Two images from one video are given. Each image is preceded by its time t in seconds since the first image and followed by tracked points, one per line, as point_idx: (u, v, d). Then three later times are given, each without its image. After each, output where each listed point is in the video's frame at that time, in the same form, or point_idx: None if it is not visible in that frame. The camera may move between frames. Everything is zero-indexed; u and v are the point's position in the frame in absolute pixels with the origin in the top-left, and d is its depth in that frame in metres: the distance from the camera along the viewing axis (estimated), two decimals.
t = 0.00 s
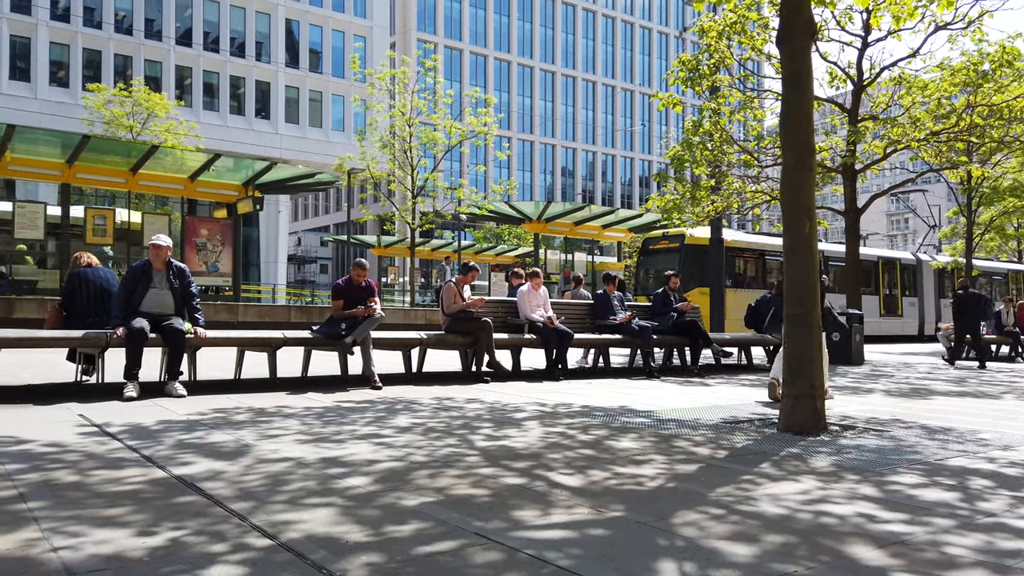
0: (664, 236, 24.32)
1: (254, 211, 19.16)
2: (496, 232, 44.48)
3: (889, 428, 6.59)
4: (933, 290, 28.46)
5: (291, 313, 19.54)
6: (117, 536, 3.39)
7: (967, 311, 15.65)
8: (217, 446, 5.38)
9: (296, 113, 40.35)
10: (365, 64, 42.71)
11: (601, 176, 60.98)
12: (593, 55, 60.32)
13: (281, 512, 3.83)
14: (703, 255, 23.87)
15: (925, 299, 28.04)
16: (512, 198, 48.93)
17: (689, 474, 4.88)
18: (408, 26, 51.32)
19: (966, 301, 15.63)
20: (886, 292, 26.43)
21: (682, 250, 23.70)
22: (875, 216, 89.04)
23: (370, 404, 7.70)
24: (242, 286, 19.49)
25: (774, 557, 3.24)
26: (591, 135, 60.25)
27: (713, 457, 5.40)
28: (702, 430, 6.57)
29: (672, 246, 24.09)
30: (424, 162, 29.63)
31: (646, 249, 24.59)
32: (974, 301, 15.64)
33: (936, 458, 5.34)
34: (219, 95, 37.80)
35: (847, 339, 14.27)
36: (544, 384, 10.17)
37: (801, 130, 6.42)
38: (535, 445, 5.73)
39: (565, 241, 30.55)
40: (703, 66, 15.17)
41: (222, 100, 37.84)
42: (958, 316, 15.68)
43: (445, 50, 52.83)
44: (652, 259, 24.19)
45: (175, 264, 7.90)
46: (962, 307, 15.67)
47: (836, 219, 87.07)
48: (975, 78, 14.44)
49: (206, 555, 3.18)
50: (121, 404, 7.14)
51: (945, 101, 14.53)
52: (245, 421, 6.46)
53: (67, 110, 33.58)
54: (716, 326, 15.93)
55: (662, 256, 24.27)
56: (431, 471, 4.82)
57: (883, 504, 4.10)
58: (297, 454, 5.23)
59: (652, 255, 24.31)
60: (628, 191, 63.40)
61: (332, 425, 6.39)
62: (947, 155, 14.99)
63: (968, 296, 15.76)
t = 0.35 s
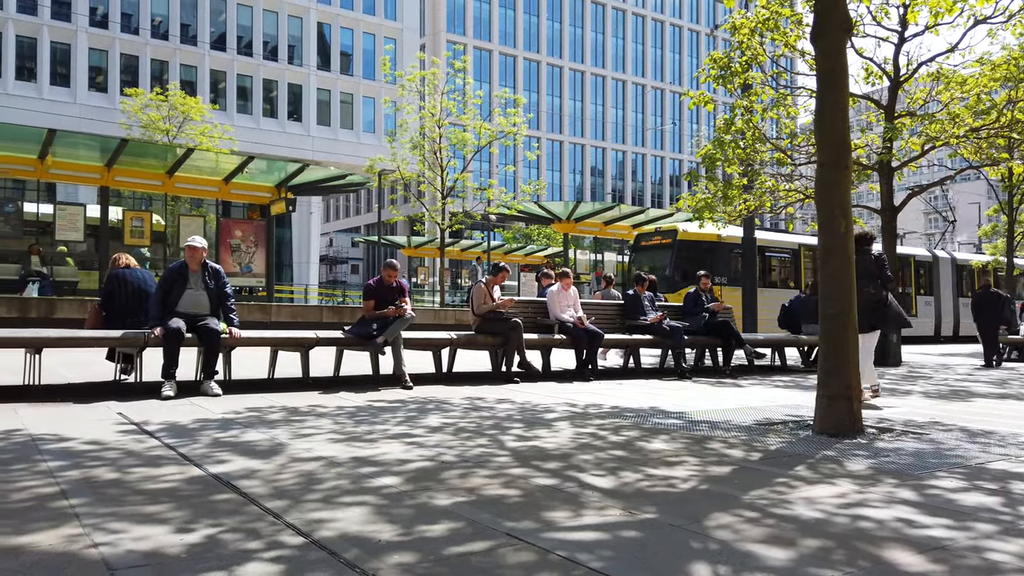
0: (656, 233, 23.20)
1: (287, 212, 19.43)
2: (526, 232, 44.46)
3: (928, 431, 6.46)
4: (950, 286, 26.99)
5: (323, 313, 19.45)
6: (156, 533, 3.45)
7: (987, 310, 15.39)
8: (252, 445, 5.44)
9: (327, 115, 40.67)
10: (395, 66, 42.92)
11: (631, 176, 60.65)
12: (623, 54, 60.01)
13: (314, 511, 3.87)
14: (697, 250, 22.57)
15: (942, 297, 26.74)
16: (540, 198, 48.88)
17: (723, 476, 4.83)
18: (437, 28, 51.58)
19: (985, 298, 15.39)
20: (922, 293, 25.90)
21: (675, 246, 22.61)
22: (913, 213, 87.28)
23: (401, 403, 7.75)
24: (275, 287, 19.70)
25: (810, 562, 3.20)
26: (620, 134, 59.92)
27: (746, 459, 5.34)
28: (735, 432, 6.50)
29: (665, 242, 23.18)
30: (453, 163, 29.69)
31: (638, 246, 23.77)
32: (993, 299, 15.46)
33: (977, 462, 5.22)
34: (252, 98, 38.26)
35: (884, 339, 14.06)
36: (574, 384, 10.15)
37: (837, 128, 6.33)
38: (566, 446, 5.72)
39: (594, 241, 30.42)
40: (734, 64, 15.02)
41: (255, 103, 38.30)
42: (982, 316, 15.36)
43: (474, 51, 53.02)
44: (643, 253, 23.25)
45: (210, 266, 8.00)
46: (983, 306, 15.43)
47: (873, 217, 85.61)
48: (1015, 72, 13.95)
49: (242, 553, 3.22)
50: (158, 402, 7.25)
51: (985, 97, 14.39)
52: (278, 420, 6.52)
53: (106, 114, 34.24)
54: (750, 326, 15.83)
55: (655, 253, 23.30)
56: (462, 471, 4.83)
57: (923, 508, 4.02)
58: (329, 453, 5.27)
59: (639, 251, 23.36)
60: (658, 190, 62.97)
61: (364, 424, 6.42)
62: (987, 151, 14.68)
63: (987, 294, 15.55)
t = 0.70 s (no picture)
0: (644, 229, 22.45)
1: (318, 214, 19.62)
2: (554, 232, 44.38)
3: (967, 434, 6.33)
4: (965, 284, 25.71)
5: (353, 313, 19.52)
6: (190, 530, 3.50)
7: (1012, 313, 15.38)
8: (284, 444, 5.50)
9: (357, 117, 40.93)
10: (424, 67, 43.08)
11: (661, 175, 60.25)
12: (652, 53, 59.67)
13: (345, 510, 3.89)
14: (685, 247, 21.71)
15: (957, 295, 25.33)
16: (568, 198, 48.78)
17: (755, 478, 4.78)
18: (466, 29, 51.72)
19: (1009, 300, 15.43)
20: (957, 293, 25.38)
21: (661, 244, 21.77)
22: (950, 211, 85.56)
23: (431, 403, 7.77)
24: (306, 288, 19.89)
25: (844, 566, 3.15)
26: (649, 133, 59.58)
27: (778, 462, 5.28)
28: (767, 434, 6.43)
29: (652, 239, 22.36)
30: (481, 164, 29.71)
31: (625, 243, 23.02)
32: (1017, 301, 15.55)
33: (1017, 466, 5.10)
34: (283, 101, 38.69)
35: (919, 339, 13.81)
36: (603, 385, 10.11)
37: (872, 125, 6.23)
38: (595, 447, 5.70)
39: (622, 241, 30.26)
40: (766, 61, 14.87)
41: (286, 106, 38.73)
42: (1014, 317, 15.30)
43: (502, 52, 53.10)
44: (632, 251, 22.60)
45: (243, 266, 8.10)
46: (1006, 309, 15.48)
47: (908, 216, 84.14)
48: None
49: (275, 551, 3.25)
50: (191, 401, 7.36)
51: None
52: (310, 419, 6.59)
53: (141, 118, 34.85)
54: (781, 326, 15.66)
55: (641, 250, 22.32)
56: (491, 471, 4.84)
57: (961, 513, 3.94)
58: (360, 452, 5.30)
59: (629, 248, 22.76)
60: (688, 190, 62.48)
61: (394, 424, 6.45)
62: None
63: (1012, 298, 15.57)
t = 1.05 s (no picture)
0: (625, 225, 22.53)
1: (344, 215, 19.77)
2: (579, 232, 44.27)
3: (1002, 437, 6.21)
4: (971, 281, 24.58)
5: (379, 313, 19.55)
6: (220, 528, 3.54)
7: None
8: (312, 443, 5.54)
9: (382, 118, 41.14)
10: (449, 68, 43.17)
11: (687, 174, 59.84)
12: (678, 51, 59.34)
13: (372, 509, 3.91)
14: (667, 242, 21.80)
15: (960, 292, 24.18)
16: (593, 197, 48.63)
17: (784, 480, 4.73)
18: (490, 30, 51.84)
19: None
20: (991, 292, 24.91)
21: (641, 239, 21.84)
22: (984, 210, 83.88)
23: (457, 403, 7.79)
24: (333, 289, 20.05)
25: (875, 570, 3.10)
26: (675, 132, 59.21)
27: (808, 464, 5.22)
28: (796, 436, 6.37)
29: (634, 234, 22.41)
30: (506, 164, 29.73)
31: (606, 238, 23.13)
32: None
33: None
34: (310, 103, 39.02)
35: (952, 340, 13.58)
36: (629, 386, 10.06)
37: (903, 121, 6.14)
38: (621, 448, 5.68)
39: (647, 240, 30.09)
40: (794, 58, 14.81)
41: (313, 108, 39.05)
42: None
43: (527, 53, 53.11)
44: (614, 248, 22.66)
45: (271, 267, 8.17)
46: None
47: (941, 215, 82.70)
48: None
49: (303, 549, 3.27)
50: (221, 400, 7.45)
51: None
52: (337, 419, 6.63)
53: (172, 122, 35.35)
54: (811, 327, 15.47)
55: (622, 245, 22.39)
56: (517, 472, 4.84)
57: (996, 517, 3.87)
58: (387, 452, 5.33)
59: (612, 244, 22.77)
60: (714, 189, 61.99)
61: (420, 424, 6.48)
62: None
63: None
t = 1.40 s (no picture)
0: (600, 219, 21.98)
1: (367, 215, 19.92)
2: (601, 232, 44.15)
3: None
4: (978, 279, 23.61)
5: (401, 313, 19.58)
6: (246, 526, 3.57)
7: None
8: (336, 442, 5.58)
9: (405, 119, 41.31)
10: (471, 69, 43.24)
11: (710, 173, 59.44)
12: (701, 50, 59.03)
13: (395, 509, 3.92)
14: (640, 238, 21.29)
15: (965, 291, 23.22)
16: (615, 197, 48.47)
17: (809, 483, 4.68)
18: (512, 30, 51.94)
19: None
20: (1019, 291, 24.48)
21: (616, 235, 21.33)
22: (1014, 208, 82.47)
23: (479, 404, 7.81)
24: (356, 289, 20.22)
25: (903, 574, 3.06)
26: (698, 131, 58.87)
27: (835, 466, 5.16)
28: (822, 438, 6.30)
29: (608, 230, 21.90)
30: (528, 164, 29.71)
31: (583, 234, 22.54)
32: None
33: None
34: (333, 106, 39.26)
35: (982, 340, 13.35)
36: (652, 387, 10.01)
37: (931, 119, 6.06)
38: (644, 449, 5.65)
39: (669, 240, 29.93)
40: (819, 57, 14.65)
41: (336, 110, 39.28)
42: None
43: (549, 53, 53.08)
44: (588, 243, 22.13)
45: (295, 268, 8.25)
46: None
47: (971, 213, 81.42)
48: None
49: (329, 548, 3.29)
50: (246, 400, 7.52)
51: None
52: (360, 419, 6.66)
53: (197, 125, 35.63)
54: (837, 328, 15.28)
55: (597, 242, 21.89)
56: (540, 472, 4.84)
57: None
58: (410, 452, 5.35)
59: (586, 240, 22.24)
60: (738, 188, 61.53)
61: (443, 424, 6.50)
62: None
63: None
